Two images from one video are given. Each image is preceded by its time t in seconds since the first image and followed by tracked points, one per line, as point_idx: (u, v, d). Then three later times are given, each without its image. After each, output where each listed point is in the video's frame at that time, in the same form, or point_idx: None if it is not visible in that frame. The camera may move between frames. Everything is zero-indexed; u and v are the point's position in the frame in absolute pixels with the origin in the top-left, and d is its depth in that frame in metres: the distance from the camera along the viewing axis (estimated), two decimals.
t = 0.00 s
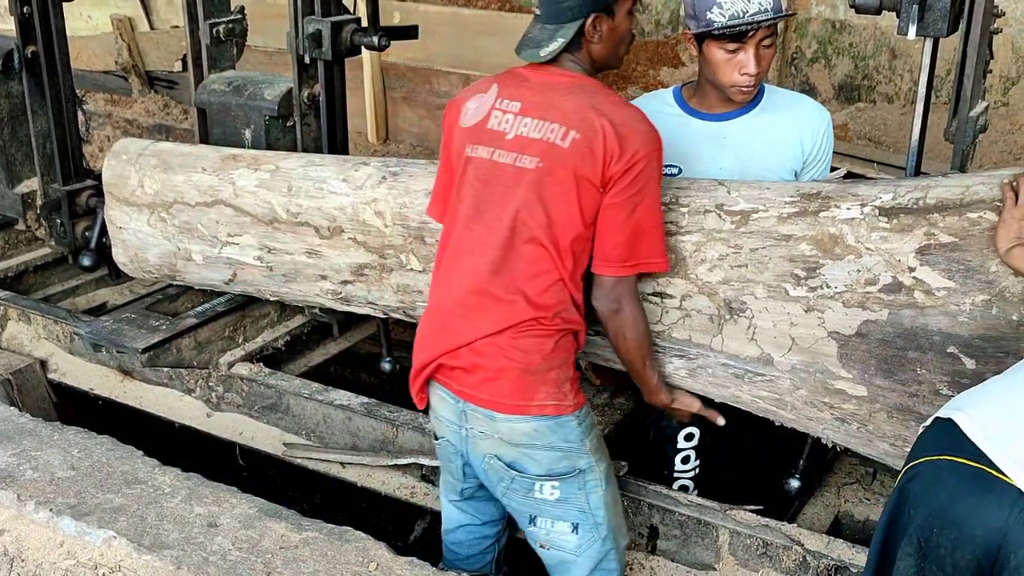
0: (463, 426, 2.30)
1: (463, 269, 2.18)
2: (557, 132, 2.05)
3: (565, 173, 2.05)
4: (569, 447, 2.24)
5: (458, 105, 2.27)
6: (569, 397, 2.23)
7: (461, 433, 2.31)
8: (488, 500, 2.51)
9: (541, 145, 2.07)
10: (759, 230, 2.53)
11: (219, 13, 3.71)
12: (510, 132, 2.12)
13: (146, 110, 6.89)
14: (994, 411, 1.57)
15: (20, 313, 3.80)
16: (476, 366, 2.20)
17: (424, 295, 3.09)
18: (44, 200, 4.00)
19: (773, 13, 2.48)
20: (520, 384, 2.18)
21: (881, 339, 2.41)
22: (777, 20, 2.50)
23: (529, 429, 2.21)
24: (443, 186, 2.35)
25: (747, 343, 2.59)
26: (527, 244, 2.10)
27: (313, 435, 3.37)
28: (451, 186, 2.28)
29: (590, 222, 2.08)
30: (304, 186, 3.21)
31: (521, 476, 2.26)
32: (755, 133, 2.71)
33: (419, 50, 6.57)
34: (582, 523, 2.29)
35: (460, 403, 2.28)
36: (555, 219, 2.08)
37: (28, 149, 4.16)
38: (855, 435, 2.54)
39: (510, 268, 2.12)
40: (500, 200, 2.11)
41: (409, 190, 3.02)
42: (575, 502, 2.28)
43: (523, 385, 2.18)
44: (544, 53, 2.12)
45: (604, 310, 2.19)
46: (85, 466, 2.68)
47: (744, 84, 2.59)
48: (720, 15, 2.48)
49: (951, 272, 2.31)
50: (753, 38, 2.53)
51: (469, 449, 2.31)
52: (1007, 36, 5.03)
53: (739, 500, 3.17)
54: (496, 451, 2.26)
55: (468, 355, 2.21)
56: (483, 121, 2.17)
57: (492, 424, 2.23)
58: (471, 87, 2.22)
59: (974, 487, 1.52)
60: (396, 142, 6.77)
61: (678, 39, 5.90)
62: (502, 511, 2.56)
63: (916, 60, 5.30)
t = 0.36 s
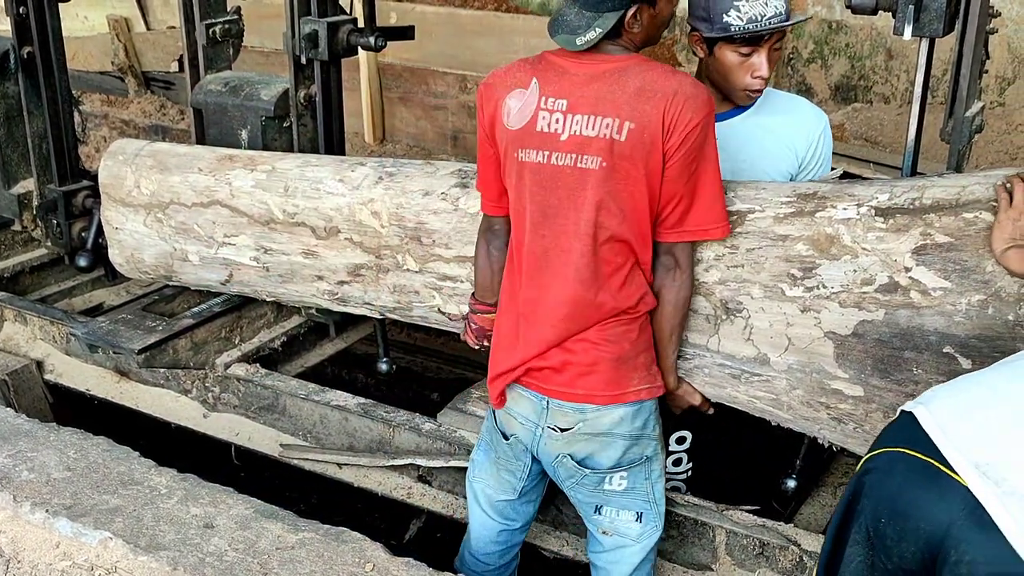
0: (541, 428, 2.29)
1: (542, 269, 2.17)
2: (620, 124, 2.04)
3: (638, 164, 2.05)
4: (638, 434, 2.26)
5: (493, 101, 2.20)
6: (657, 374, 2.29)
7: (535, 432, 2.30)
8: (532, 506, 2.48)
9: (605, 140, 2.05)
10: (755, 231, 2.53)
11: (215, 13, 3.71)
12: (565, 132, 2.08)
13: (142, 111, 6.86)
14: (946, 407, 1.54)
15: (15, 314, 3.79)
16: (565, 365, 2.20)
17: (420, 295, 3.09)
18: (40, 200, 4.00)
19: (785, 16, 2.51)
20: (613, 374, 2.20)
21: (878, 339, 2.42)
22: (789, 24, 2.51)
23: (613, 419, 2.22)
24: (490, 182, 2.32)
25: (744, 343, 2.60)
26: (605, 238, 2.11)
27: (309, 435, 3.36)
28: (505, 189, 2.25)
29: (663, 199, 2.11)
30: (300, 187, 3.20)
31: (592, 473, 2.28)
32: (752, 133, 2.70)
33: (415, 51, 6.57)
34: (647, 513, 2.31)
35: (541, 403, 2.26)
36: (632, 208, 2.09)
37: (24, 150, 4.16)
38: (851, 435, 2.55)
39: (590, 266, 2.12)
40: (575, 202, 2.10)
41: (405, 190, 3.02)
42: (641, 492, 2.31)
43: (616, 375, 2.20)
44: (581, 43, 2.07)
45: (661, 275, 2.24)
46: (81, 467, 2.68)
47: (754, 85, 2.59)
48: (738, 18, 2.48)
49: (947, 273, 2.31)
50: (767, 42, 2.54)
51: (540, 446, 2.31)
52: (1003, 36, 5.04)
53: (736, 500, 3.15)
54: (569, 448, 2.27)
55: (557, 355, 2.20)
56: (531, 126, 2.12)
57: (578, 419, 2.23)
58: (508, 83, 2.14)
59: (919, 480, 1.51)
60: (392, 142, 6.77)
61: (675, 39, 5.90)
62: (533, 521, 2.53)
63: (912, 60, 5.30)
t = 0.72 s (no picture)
0: (548, 430, 2.27)
1: (546, 271, 2.17)
2: (617, 123, 2.03)
3: (637, 162, 2.05)
4: (645, 431, 2.27)
5: (492, 103, 2.19)
6: (662, 373, 2.30)
7: (542, 434, 2.28)
8: (532, 505, 2.47)
9: (602, 140, 2.05)
10: (754, 230, 2.53)
11: (212, 13, 3.70)
12: (564, 133, 2.08)
13: (139, 111, 6.94)
14: (798, 418, 1.78)
15: (12, 315, 3.79)
16: (570, 367, 2.20)
17: (418, 295, 3.09)
18: (38, 200, 3.99)
19: (793, 15, 2.51)
20: (620, 375, 2.19)
21: (876, 338, 2.42)
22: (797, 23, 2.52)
23: (619, 418, 2.22)
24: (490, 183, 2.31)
25: (742, 342, 2.60)
26: (609, 238, 2.11)
27: (307, 435, 3.35)
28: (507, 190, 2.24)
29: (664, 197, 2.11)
30: (298, 186, 3.20)
31: (600, 473, 2.27)
32: (753, 133, 2.70)
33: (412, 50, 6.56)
34: (655, 509, 2.31)
35: (547, 406, 2.26)
36: (634, 207, 2.10)
37: (21, 150, 4.14)
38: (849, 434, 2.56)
39: (595, 266, 2.12)
40: (579, 202, 2.10)
41: (404, 189, 3.01)
42: (648, 489, 2.31)
43: (623, 375, 2.20)
44: (580, 31, 2.06)
45: (663, 275, 2.23)
46: (78, 467, 2.67)
47: (759, 83, 2.60)
48: (745, 14, 2.49)
49: (946, 272, 2.31)
50: (773, 39, 2.55)
51: (547, 448, 2.29)
52: (1000, 35, 5.04)
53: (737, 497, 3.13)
54: (577, 449, 2.25)
55: (562, 358, 2.19)
56: (530, 127, 2.12)
57: (584, 421, 2.22)
58: (508, 84, 2.14)
59: (771, 483, 1.81)
60: (389, 142, 6.76)
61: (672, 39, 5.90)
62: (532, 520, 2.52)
63: (909, 59, 5.30)
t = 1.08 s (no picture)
0: (541, 423, 2.27)
1: (540, 266, 2.18)
2: (610, 118, 2.04)
3: (631, 156, 2.05)
4: (640, 429, 2.27)
5: (490, 97, 2.19)
6: (659, 371, 2.29)
7: (536, 427, 2.29)
8: (527, 499, 2.47)
9: (597, 133, 2.05)
10: (754, 228, 2.53)
11: (211, 12, 3.70)
12: (559, 126, 2.08)
13: (135, 110, 6.86)
14: (745, 401, 1.85)
15: (10, 315, 3.78)
16: (565, 362, 2.20)
17: (418, 294, 3.09)
18: (35, 200, 3.98)
19: (793, 18, 2.48)
20: (614, 371, 2.19)
21: (877, 336, 2.44)
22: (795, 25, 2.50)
23: (614, 414, 2.22)
24: (488, 176, 2.32)
25: (742, 341, 2.61)
26: (599, 235, 2.10)
27: (307, 436, 3.35)
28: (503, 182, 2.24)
29: (659, 197, 2.11)
30: (297, 185, 3.19)
31: (594, 469, 2.27)
32: (749, 133, 2.71)
33: (409, 50, 6.56)
34: (649, 507, 2.33)
35: (542, 400, 2.26)
36: (628, 202, 2.09)
37: (19, 150, 4.13)
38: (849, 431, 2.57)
39: (587, 261, 2.12)
40: (571, 197, 2.10)
41: (403, 188, 3.01)
42: (643, 487, 2.32)
43: (617, 372, 2.19)
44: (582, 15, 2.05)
45: (661, 271, 2.22)
46: (76, 467, 2.67)
47: (755, 84, 2.59)
48: (744, 16, 2.47)
49: (947, 270, 2.33)
50: (770, 41, 2.53)
51: (541, 442, 2.29)
52: (997, 35, 5.05)
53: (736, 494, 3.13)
54: (570, 444, 2.26)
55: (556, 353, 2.20)
56: (524, 121, 2.12)
57: (578, 416, 2.22)
58: (504, 78, 2.14)
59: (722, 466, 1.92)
60: (387, 141, 6.76)
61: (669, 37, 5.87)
62: (527, 514, 2.52)
63: (907, 59, 5.31)
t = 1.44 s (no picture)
0: (540, 415, 2.28)
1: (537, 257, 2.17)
2: (604, 106, 2.04)
3: (627, 144, 2.05)
4: (637, 421, 2.27)
5: (486, 90, 2.20)
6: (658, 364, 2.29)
7: (532, 420, 2.29)
8: (522, 493, 2.47)
9: (591, 121, 2.05)
10: (751, 216, 2.53)
11: (208, 12, 3.70)
12: (553, 116, 2.08)
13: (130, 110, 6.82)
14: (745, 402, 1.83)
15: (7, 316, 3.77)
16: (563, 354, 2.19)
17: (415, 290, 3.09)
18: (32, 201, 3.97)
19: (776, 21, 2.50)
20: (611, 363, 2.19)
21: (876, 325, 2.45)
22: (776, 29, 2.51)
23: (612, 405, 2.22)
24: (484, 170, 2.32)
25: (741, 331, 2.61)
26: (596, 224, 2.10)
27: (304, 437, 3.35)
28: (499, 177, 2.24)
29: (656, 184, 2.11)
30: (294, 183, 3.19)
31: (591, 461, 2.28)
32: (741, 132, 2.71)
33: (405, 50, 6.55)
34: (645, 502, 2.32)
35: (540, 392, 2.26)
36: (625, 190, 2.09)
37: (15, 151, 4.12)
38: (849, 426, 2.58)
39: (584, 250, 2.12)
40: (568, 186, 2.10)
41: (401, 183, 3.01)
42: (639, 481, 2.32)
43: (615, 363, 2.19)
44: None
45: (657, 261, 2.22)
46: (70, 467, 2.67)
47: (740, 85, 2.60)
48: (724, 18, 2.49)
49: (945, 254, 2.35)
50: (752, 45, 2.54)
51: (538, 434, 2.30)
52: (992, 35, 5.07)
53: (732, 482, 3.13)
54: (567, 437, 2.26)
55: (553, 345, 2.20)
56: (518, 112, 2.12)
57: (575, 408, 2.22)
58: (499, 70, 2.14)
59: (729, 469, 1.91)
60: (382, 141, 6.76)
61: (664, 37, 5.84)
62: (521, 509, 2.51)
63: (901, 58, 5.33)
